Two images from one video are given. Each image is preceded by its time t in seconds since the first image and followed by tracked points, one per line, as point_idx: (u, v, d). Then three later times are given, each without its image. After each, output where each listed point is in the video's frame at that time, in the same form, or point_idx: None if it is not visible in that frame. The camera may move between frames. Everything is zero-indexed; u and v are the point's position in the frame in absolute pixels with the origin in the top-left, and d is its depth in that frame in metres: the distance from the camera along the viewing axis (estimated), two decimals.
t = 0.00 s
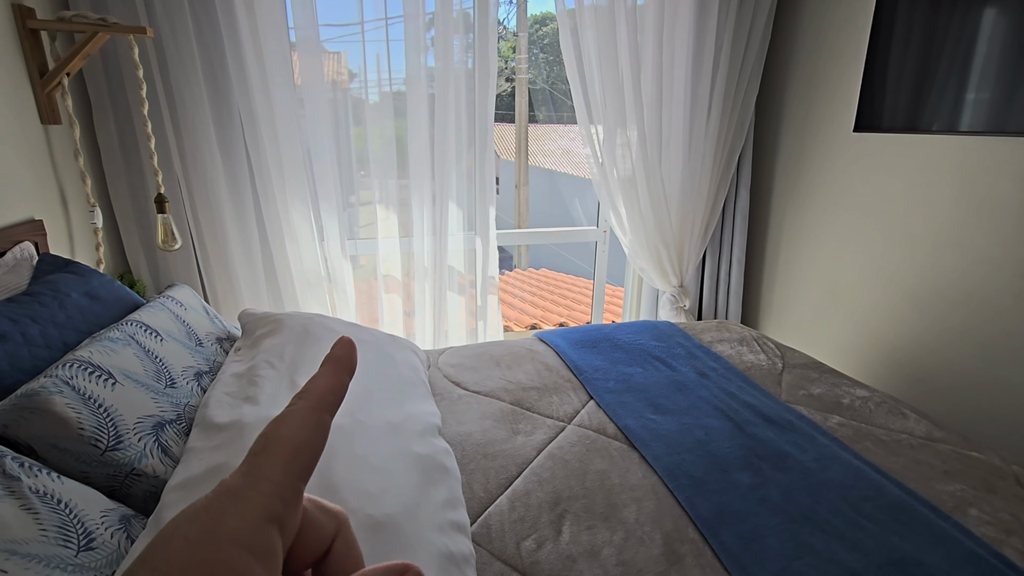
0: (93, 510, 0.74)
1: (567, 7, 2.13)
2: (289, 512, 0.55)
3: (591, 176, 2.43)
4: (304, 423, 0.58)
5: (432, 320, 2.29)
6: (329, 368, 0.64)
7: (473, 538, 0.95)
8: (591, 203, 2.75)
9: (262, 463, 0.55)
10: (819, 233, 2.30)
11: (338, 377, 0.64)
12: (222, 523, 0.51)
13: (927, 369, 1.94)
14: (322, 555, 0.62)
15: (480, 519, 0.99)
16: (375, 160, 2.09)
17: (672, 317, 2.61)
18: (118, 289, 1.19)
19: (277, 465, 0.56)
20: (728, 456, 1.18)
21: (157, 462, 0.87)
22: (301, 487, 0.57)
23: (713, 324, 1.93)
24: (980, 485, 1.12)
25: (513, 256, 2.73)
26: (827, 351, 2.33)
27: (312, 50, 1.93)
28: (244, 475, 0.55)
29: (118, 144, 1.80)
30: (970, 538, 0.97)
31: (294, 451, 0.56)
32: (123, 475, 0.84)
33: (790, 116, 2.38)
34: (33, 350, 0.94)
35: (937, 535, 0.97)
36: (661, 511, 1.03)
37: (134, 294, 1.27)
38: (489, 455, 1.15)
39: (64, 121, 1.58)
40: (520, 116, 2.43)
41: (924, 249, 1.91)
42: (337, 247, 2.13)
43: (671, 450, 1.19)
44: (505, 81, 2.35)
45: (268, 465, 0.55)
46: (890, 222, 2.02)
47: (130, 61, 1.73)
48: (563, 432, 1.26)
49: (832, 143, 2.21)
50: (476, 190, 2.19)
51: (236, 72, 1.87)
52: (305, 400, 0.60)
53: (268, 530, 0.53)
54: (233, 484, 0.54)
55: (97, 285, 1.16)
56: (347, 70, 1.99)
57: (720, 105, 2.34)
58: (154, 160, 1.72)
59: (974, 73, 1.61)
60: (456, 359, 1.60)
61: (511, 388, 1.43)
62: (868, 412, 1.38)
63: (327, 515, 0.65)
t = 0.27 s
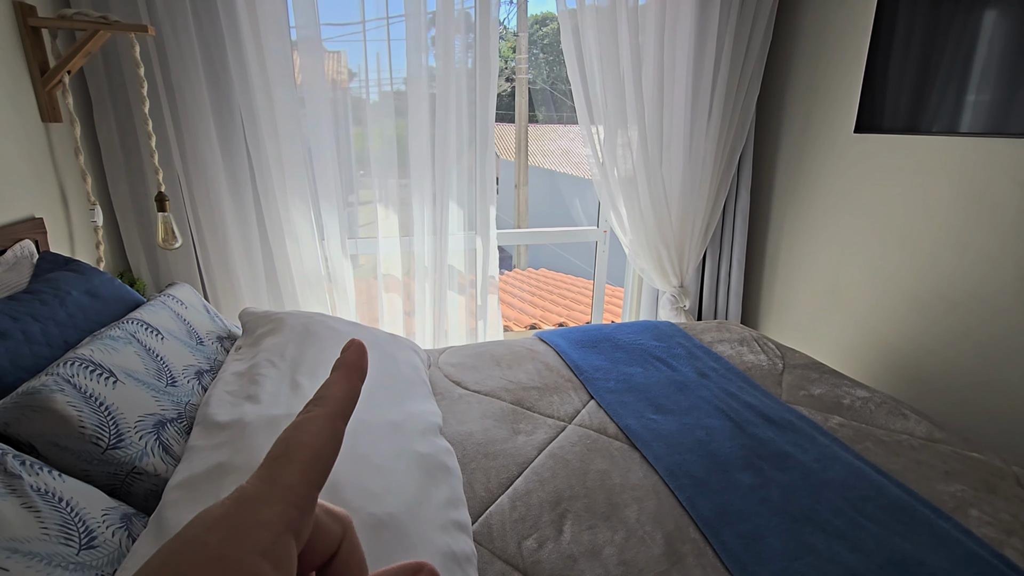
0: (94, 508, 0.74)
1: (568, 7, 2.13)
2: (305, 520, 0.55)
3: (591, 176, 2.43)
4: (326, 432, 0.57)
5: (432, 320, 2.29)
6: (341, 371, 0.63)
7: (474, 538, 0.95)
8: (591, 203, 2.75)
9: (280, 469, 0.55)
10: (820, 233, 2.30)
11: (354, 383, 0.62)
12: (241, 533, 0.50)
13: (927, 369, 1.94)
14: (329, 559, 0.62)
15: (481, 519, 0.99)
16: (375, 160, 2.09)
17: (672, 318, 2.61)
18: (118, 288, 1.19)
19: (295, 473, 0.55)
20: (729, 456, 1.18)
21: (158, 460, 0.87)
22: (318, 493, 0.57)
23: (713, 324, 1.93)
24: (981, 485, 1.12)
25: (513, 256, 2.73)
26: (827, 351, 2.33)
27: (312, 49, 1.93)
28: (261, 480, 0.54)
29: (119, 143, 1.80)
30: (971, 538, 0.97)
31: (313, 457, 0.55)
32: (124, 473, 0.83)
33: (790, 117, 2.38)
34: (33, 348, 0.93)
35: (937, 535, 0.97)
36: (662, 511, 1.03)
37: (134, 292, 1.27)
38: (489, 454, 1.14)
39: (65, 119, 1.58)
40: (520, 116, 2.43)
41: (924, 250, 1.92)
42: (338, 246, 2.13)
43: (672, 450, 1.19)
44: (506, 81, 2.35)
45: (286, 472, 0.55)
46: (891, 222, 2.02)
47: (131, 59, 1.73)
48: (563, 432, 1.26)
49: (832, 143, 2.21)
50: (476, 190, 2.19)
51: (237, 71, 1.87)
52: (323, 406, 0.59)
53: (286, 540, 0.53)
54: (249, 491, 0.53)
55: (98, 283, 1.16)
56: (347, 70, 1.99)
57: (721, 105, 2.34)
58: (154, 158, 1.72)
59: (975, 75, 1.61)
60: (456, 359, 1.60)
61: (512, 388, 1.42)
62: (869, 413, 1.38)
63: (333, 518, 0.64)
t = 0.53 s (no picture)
0: (95, 507, 0.74)
1: (568, 8, 2.13)
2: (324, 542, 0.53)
3: (591, 176, 2.43)
4: (411, 496, 0.36)
5: (432, 320, 2.29)
6: (375, 400, 0.41)
7: (474, 538, 0.95)
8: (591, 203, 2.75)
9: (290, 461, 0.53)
10: (819, 234, 2.30)
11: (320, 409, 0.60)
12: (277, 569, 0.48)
13: (927, 370, 1.94)
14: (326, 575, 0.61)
15: (481, 519, 0.99)
16: (375, 160, 2.09)
17: (672, 318, 2.60)
18: (118, 287, 1.19)
19: (391, 539, 0.34)
20: (729, 456, 1.18)
21: (159, 460, 0.87)
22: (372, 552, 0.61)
23: (713, 325, 1.93)
24: (981, 486, 1.12)
25: (513, 256, 2.73)
26: (826, 352, 2.34)
27: (313, 49, 1.93)
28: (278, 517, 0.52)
29: (119, 142, 1.80)
30: (971, 539, 0.97)
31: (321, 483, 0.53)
32: (124, 473, 0.83)
33: (791, 118, 2.38)
34: (34, 347, 0.93)
35: (938, 535, 0.97)
36: (662, 511, 1.03)
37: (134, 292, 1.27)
38: (490, 454, 1.14)
39: (65, 119, 1.58)
40: (520, 116, 2.43)
41: (923, 251, 1.92)
42: (338, 246, 2.13)
43: (672, 450, 1.19)
44: (506, 81, 2.35)
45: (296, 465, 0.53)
46: (891, 223, 2.02)
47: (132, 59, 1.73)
48: (563, 432, 1.26)
49: (832, 144, 2.21)
50: (476, 190, 2.19)
51: (237, 70, 1.87)
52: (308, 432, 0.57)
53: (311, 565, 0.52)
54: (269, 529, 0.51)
55: (98, 282, 1.16)
56: (347, 70, 1.99)
57: (721, 106, 2.34)
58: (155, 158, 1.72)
59: (975, 76, 1.61)
60: (456, 359, 1.60)
61: (512, 388, 1.42)
62: (868, 413, 1.38)
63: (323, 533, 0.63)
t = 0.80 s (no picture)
0: (95, 507, 0.75)
1: (570, 9, 2.14)
2: None
3: (592, 177, 2.43)
4: None
5: (433, 320, 2.29)
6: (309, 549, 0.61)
7: (473, 538, 0.95)
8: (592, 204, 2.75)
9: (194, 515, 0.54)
10: (820, 234, 2.30)
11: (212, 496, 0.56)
12: None
13: (927, 370, 1.94)
14: None
15: (480, 519, 0.99)
16: (376, 161, 2.09)
17: (673, 319, 2.60)
18: (120, 287, 1.20)
19: None
20: (728, 457, 1.18)
21: (159, 459, 0.87)
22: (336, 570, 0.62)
23: (714, 326, 1.93)
24: (981, 488, 1.12)
25: (514, 256, 2.73)
26: (826, 352, 2.34)
27: (314, 51, 1.93)
28: None
29: (121, 143, 1.81)
30: (970, 540, 0.97)
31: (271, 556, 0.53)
32: (125, 472, 0.84)
33: (792, 119, 2.38)
34: (36, 348, 0.94)
35: (937, 536, 0.97)
36: (661, 511, 1.03)
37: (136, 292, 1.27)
38: (489, 454, 1.15)
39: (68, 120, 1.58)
40: (521, 117, 2.44)
41: (924, 251, 1.92)
42: (339, 246, 2.13)
43: (672, 451, 1.19)
44: (507, 82, 2.35)
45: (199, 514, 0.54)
46: (891, 224, 2.02)
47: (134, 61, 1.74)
48: (563, 432, 1.26)
49: (833, 146, 2.21)
50: (477, 190, 2.19)
51: (239, 71, 1.88)
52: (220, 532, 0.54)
53: None
54: None
55: (100, 283, 1.17)
56: (349, 71, 1.99)
57: (722, 107, 2.34)
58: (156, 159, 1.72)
59: (977, 77, 1.61)
60: (456, 359, 1.60)
61: (512, 389, 1.43)
62: (868, 414, 1.38)
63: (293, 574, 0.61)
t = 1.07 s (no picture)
0: (95, 508, 0.75)
1: (571, 10, 2.14)
2: None
3: (594, 178, 2.43)
4: None
5: (434, 322, 2.29)
6: None
7: (473, 540, 0.95)
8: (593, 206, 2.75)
9: None
10: (822, 236, 2.30)
11: None
12: None
13: (929, 372, 1.94)
14: None
15: (480, 521, 0.99)
16: (378, 162, 2.09)
17: (674, 320, 2.60)
18: (121, 289, 1.20)
19: None
20: (730, 459, 1.18)
21: (159, 460, 0.88)
22: None
23: (716, 328, 1.92)
24: (983, 491, 1.11)
25: (515, 258, 2.73)
26: (828, 354, 2.33)
27: (317, 52, 1.94)
28: None
29: (124, 145, 1.81)
30: (972, 543, 0.97)
31: None
32: (125, 473, 0.84)
33: (794, 120, 2.38)
34: (37, 349, 0.94)
35: (940, 540, 0.97)
36: (662, 514, 1.02)
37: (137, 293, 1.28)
38: (489, 456, 1.15)
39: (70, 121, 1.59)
40: (523, 119, 2.44)
41: (927, 253, 1.91)
42: (340, 247, 2.13)
43: (673, 453, 1.19)
44: (509, 84, 2.36)
45: None
46: (893, 226, 2.02)
47: (137, 63, 1.74)
48: (564, 434, 1.26)
49: (835, 147, 2.21)
50: (478, 191, 2.19)
51: (241, 72, 1.88)
52: None
53: None
54: None
55: (101, 284, 1.17)
56: (351, 73, 2.00)
57: (723, 109, 2.34)
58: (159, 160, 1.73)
59: (980, 78, 1.60)
60: (457, 361, 1.60)
61: (512, 391, 1.42)
62: (870, 417, 1.37)
63: None
